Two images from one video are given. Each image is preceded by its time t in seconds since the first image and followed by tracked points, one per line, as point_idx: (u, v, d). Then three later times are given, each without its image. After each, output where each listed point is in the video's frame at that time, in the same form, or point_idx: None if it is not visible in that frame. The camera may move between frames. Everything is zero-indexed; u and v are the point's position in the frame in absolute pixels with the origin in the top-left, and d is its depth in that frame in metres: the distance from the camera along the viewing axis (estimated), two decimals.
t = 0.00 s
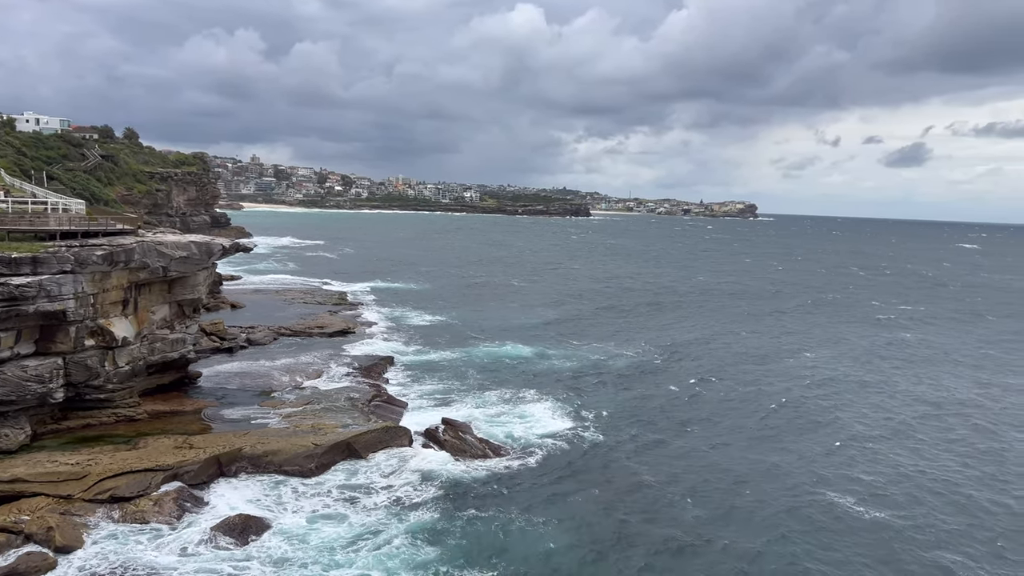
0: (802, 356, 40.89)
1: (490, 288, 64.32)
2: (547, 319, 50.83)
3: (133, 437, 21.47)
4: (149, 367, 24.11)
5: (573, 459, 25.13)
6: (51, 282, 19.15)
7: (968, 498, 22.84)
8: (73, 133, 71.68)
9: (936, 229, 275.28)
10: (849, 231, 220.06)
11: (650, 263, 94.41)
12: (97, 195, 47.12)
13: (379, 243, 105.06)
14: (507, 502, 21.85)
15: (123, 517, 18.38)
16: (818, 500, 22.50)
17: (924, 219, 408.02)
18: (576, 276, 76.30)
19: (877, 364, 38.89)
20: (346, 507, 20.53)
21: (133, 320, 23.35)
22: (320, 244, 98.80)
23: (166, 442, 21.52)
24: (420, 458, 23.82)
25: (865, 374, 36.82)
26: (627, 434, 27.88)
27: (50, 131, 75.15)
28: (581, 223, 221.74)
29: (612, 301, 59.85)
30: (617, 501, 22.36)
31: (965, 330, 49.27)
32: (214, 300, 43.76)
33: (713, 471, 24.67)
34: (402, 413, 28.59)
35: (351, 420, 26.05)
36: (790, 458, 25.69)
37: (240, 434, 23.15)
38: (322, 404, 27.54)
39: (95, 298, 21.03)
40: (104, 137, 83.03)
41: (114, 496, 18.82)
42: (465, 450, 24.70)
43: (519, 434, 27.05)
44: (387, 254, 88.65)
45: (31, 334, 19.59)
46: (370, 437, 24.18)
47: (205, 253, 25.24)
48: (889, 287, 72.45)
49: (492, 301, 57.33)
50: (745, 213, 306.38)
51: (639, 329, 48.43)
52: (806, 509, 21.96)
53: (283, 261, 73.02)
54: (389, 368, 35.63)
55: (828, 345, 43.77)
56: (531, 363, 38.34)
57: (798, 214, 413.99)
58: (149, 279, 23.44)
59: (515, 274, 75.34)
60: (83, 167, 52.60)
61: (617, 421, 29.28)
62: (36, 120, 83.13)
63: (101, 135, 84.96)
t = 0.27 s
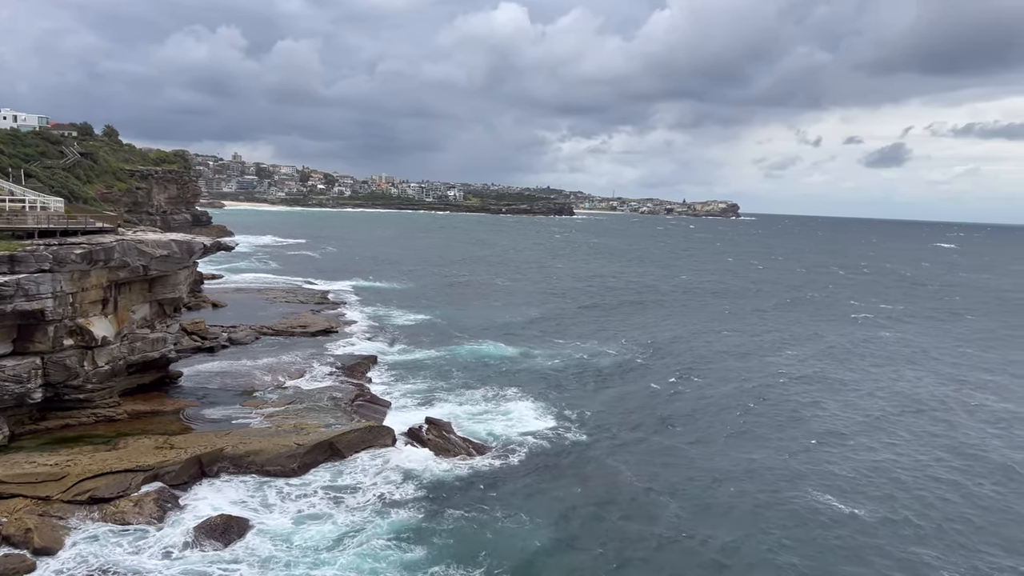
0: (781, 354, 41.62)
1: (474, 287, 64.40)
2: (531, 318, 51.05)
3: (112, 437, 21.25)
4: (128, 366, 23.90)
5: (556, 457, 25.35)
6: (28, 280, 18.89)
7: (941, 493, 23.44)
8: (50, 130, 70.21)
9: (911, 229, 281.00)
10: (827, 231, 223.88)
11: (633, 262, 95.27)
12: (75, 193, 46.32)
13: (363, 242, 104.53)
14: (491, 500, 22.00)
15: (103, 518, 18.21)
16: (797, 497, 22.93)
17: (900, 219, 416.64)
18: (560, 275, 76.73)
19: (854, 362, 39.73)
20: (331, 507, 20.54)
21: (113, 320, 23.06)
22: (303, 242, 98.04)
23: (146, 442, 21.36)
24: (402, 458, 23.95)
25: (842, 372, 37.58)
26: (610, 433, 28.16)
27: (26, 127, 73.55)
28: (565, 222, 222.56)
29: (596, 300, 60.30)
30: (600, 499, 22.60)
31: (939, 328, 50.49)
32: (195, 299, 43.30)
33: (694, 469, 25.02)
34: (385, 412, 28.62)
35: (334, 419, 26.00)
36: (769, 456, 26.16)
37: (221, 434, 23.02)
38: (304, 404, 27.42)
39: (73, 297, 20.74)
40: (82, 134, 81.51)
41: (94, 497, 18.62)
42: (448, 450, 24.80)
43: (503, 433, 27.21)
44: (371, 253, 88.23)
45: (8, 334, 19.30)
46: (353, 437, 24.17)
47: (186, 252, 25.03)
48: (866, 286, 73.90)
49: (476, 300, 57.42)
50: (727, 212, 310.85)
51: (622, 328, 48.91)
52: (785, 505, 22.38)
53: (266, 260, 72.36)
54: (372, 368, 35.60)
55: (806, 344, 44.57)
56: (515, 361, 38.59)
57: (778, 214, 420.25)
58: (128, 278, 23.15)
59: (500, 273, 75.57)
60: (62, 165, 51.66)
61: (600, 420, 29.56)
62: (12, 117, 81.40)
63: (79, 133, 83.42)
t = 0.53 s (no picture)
0: (760, 352, 42.34)
1: (457, 286, 64.42)
2: (514, 317, 51.27)
3: (91, 438, 21.03)
4: (108, 366, 23.65)
5: (540, 456, 25.56)
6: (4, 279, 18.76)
7: (914, 487, 24.06)
8: (24, 125, 68.70)
9: (887, 228, 286.75)
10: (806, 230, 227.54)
11: (616, 261, 96.06)
12: (52, 191, 45.45)
13: (346, 241, 103.88)
14: (475, 499, 22.14)
15: (82, 519, 18.06)
16: (776, 492, 23.38)
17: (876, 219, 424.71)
18: (543, 274, 77.11)
19: (830, 359, 40.58)
20: (315, 507, 20.54)
21: (92, 319, 22.78)
22: (284, 241, 97.14)
23: (126, 443, 21.17)
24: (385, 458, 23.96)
25: (819, 369, 38.34)
26: (593, 431, 28.46)
27: None
28: (548, 221, 223.28)
29: (578, 299, 60.74)
30: (583, 496, 22.85)
31: (912, 325, 51.73)
32: (175, 298, 42.81)
33: (676, 466, 25.38)
34: (368, 411, 28.63)
35: (317, 419, 25.95)
36: (749, 452, 26.62)
37: (202, 434, 22.88)
38: (287, 403, 27.34)
39: (51, 296, 20.49)
40: (58, 130, 79.82)
41: (73, 498, 18.44)
42: (432, 449, 24.89)
43: (486, 432, 27.36)
44: (354, 252, 87.77)
45: None
46: (336, 436, 24.15)
47: (167, 250, 24.72)
48: (842, 284, 75.38)
49: (459, 299, 57.45)
50: (708, 212, 314.35)
51: (604, 326, 49.34)
52: (765, 501, 22.80)
53: (247, 259, 71.63)
54: (355, 367, 35.56)
55: (784, 341, 45.39)
56: (499, 360, 38.80)
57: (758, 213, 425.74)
58: (108, 276, 22.88)
59: (483, 272, 75.69)
60: (38, 162, 50.61)
61: (583, 418, 29.85)
62: None
63: (54, 129, 81.69)
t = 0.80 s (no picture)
0: (740, 350, 42.99)
1: (441, 285, 64.34)
2: (498, 316, 51.42)
3: (70, 439, 20.80)
4: (87, 366, 23.39)
5: (523, 455, 25.75)
6: None
7: (889, 482, 24.62)
8: None
9: (865, 227, 291.84)
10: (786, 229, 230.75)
11: (600, 260, 96.68)
12: (30, 188, 44.59)
13: (329, 239, 103.14)
14: (460, 498, 22.25)
15: (61, 521, 17.89)
16: (754, 488, 23.81)
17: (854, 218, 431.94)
18: (528, 273, 77.34)
19: (808, 357, 41.33)
20: (298, 507, 20.51)
21: (71, 318, 22.47)
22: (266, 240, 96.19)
23: (106, 443, 20.97)
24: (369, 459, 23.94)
25: (798, 367, 39.04)
26: (576, 430, 28.71)
27: None
28: (532, 220, 224.00)
29: (562, 298, 61.04)
30: (568, 494, 23.06)
31: (887, 323, 52.84)
32: (156, 297, 42.28)
33: (659, 464, 25.72)
34: (351, 411, 28.60)
35: (299, 418, 25.89)
36: (729, 450, 27.07)
37: (184, 435, 22.73)
38: (269, 403, 27.23)
39: (29, 296, 20.25)
40: (34, 127, 78.12)
41: (52, 499, 18.26)
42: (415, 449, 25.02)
43: (469, 432, 27.51)
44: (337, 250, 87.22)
45: None
46: (319, 436, 24.11)
47: (147, 249, 24.40)
48: (821, 283, 76.70)
49: (443, 298, 57.41)
50: (690, 211, 317.35)
51: (588, 325, 49.70)
52: (745, 497, 23.19)
53: (228, 257, 70.86)
54: (338, 367, 35.46)
55: (764, 339, 46.11)
56: (483, 359, 38.93)
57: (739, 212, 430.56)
58: (87, 275, 22.57)
59: (468, 271, 75.67)
60: (15, 159, 49.55)
61: (568, 418, 30.10)
62: None
63: (29, 125, 79.95)
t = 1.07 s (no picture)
0: (722, 349, 43.61)
1: (425, 284, 64.25)
2: (483, 315, 51.53)
3: (49, 440, 20.63)
4: (66, 366, 23.24)
5: (507, 454, 25.95)
6: None
7: (866, 478, 25.19)
8: None
9: (843, 227, 296.60)
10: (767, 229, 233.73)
11: (584, 259, 97.20)
12: (6, 188, 43.62)
13: (312, 239, 102.32)
14: (444, 497, 22.39)
15: (40, 523, 17.77)
16: (734, 485, 24.23)
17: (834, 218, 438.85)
18: (512, 272, 77.50)
19: (788, 356, 42.06)
20: (285, 507, 20.52)
21: (50, 318, 22.24)
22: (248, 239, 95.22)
23: (86, 445, 20.81)
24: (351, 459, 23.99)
25: (778, 365, 39.73)
26: (560, 429, 28.97)
27: None
28: (517, 219, 224.29)
29: (546, 297, 61.33)
30: (552, 492, 23.30)
31: (864, 322, 53.91)
32: (136, 297, 41.73)
33: (641, 462, 26.05)
34: (334, 411, 28.59)
35: (281, 419, 25.83)
36: (710, 447, 27.51)
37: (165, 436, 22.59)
38: (251, 403, 27.12)
39: (6, 296, 20.12)
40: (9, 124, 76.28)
41: (30, 501, 18.16)
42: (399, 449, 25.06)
43: (453, 431, 27.65)
44: (320, 250, 86.59)
45: None
46: (302, 437, 24.08)
47: (128, 249, 24.11)
48: (800, 282, 77.94)
49: (428, 297, 57.34)
50: (673, 210, 319.95)
51: (572, 324, 50.03)
52: (726, 494, 23.59)
53: (209, 257, 70.04)
54: (321, 367, 35.36)
55: (745, 338, 46.81)
56: (467, 359, 39.05)
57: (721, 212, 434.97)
58: (66, 275, 22.32)
59: (452, 270, 75.62)
60: None
61: (551, 417, 30.37)
62: None
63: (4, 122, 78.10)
